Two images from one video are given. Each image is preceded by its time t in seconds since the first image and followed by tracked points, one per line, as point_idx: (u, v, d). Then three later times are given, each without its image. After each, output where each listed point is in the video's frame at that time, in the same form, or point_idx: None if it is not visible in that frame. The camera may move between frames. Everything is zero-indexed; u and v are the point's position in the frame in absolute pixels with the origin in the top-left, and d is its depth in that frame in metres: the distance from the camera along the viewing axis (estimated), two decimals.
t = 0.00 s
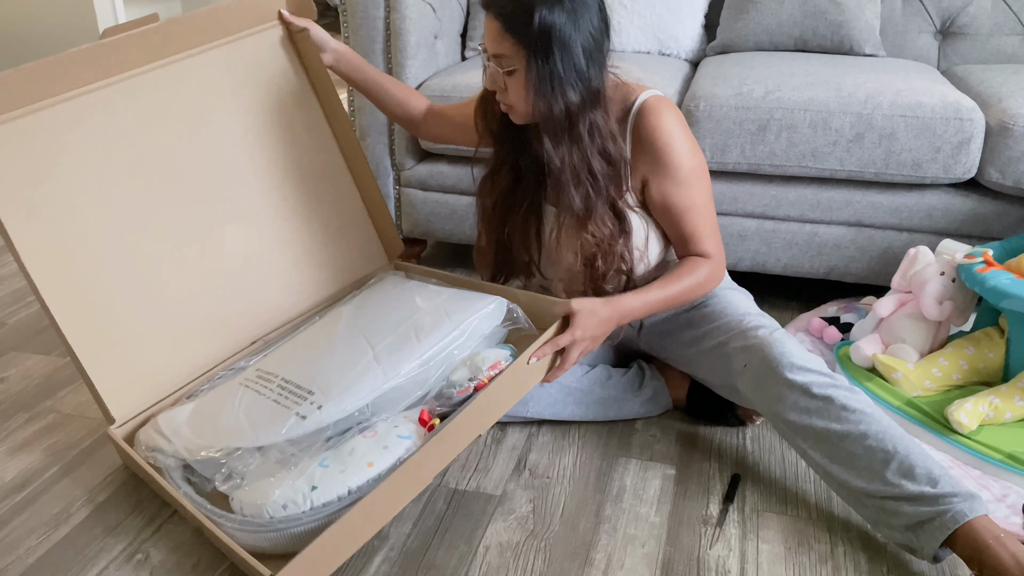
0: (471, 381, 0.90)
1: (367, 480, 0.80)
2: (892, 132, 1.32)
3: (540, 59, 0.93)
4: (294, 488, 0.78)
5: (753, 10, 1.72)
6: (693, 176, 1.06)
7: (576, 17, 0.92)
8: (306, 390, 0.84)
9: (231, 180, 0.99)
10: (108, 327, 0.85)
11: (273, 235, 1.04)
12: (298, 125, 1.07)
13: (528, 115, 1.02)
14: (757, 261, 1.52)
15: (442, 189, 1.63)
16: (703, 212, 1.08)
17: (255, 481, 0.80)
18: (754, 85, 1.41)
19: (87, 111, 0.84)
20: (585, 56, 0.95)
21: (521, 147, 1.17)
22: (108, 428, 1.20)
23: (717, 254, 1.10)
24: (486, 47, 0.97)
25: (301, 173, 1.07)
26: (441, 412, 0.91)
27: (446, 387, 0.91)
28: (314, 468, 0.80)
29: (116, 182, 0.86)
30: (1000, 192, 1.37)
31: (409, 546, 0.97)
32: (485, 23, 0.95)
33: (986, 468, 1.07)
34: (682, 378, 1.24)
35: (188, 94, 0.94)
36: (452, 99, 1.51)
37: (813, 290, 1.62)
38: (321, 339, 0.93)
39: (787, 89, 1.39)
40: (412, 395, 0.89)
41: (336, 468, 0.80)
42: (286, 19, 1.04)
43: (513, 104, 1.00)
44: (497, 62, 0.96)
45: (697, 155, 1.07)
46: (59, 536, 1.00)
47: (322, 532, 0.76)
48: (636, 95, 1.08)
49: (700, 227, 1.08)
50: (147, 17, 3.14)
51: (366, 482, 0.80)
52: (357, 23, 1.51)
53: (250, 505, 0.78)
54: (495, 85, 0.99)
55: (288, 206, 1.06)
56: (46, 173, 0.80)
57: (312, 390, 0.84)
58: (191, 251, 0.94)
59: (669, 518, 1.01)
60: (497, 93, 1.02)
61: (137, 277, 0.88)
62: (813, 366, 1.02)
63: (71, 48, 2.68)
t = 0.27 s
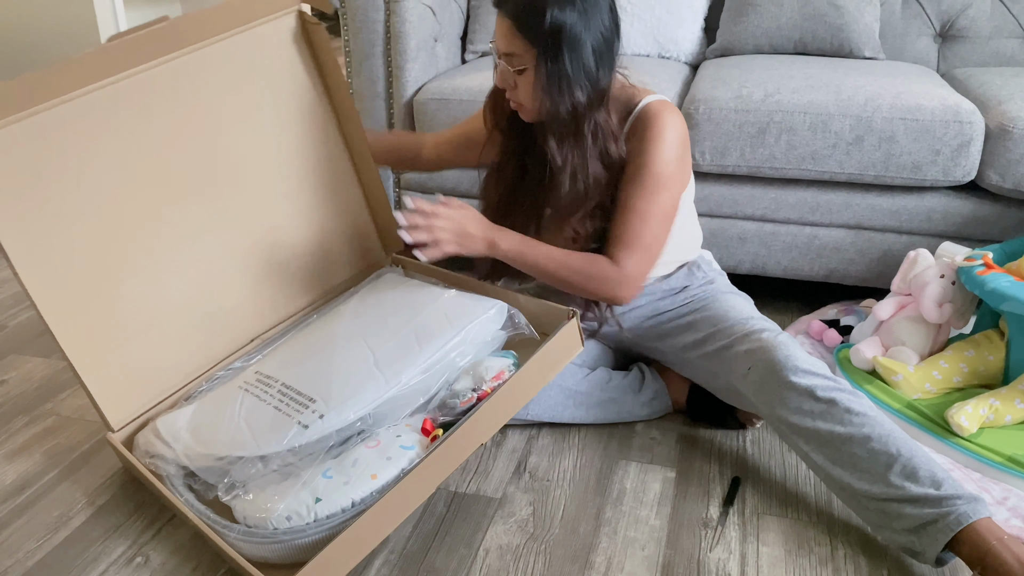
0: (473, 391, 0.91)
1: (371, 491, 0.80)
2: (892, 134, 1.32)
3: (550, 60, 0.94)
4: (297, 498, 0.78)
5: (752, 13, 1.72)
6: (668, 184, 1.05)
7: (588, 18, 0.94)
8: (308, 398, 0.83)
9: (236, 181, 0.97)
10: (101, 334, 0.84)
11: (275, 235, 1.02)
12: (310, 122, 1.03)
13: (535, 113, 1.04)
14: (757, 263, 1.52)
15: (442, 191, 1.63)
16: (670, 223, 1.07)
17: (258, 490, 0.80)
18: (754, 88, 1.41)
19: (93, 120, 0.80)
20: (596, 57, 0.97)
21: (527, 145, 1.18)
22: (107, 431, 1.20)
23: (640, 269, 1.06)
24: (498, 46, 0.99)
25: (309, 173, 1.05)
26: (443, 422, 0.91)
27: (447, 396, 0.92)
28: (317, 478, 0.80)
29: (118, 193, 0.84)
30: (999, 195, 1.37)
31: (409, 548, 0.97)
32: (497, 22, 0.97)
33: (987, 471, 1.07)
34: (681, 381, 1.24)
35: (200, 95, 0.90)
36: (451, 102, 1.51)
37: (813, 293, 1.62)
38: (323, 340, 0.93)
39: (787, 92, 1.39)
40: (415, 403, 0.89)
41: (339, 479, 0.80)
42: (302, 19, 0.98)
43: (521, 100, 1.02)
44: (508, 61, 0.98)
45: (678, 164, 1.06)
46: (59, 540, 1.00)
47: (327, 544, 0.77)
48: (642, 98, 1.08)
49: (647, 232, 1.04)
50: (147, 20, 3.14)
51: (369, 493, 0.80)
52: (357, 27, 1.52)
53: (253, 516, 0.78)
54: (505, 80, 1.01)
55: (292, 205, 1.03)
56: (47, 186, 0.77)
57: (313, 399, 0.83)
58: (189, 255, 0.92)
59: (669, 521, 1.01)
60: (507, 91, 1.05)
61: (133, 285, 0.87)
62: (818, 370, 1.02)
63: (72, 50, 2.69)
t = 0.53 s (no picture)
0: (477, 394, 0.91)
1: (375, 493, 0.80)
2: (894, 136, 1.32)
3: (552, 62, 0.98)
4: (300, 501, 0.77)
5: (754, 15, 1.72)
6: (616, 180, 1.05)
7: (595, 23, 0.97)
8: (310, 400, 0.84)
9: (253, 180, 0.96)
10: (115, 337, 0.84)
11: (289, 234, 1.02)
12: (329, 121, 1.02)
13: (531, 109, 1.07)
14: (759, 265, 1.52)
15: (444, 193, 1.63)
16: (617, 209, 1.09)
17: (260, 491, 0.80)
18: (756, 90, 1.41)
19: (115, 127, 0.79)
20: (599, 59, 1.00)
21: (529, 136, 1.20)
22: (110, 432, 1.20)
23: (540, 245, 1.11)
24: (501, 47, 1.02)
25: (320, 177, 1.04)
26: (447, 424, 0.91)
27: (450, 398, 0.92)
28: (320, 480, 0.80)
29: (141, 195, 0.83)
30: (1001, 197, 1.37)
31: (411, 550, 0.97)
32: (501, 24, 1.00)
33: (989, 472, 1.07)
34: (683, 382, 1.24)
35: (217, 98, 0.89)
36: (453, 104, 1.51)
37: (815, 294, 1.62)
38: (327, 341, 0.93)
39: (789, 94, 1.39)
40: (418, 405, 0.89)
41: (342, 481, 0.80)
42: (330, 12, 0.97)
43: (519, 97, 1.05)
44: (510, 60, 1.02)
45: (637, 163, 1.05)
46: (62, 541, 1.00)
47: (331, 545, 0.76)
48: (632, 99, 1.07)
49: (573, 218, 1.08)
50: (150, 22, 3.15)
51: (372, 495, 0.80)
52: (359, 29, 1.52)
53: (256, 516, 0.78)
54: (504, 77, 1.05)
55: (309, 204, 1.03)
56: (68, 196, 0.76)
57: (316, 401, 0.83)
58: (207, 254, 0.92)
59: (671, 522, 1.01)
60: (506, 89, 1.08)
61: (148, 287, 0.86)
62: (823, 370, 1.02)
63: (75, 52, 2.69)
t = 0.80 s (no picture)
0: (479, 401, 0.91)
1: (372, 500, 0.79)
2: (895, 137, 1.32)
3: (540, 65, 0.98)
4: (299, 505, 0.78)
5: (756, 16, 1.73)
6: (593, 184, 1.05)
7: (586, 27, 0.96)
8: (312, 404, 0.84)
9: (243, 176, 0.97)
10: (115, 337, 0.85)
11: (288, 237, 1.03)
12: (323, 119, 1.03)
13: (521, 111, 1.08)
14: (760, 266, 1.51)
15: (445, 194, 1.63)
16: (595, 213, 1.08)
17: (260, 496, 0.80)
18: (758, 91, 1.41)
19: (90, 119, 0.82)
20: (590, 62, 1.00)
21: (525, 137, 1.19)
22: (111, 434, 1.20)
23: (518, 244, 1.11)
24: (491, 49, 1.02)
25: (315, 178, 1.05)
26: (449, 430, 0.90)
27: (453, 404, 0.91)
28: (319, 485, 0.80)
29: (125, 186, 0.85)
30: (1003, 198, 1.37)
31: (412, 551, 0.97)
32: (491, 27, 1.00)
33: (991, 474, 1.07)
34: (685, 384, 1.24)
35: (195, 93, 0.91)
36: (454, 105, 1.51)
37: (816, 295, 1.62)
38: (329, 345, 0.93)
39: (790, 95, 1.39)
40: (419, 411, 0.89)
41: (342, 486, 0.80)
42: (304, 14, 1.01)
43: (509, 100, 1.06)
44: (500, 63, 1.02)
45: (614, 167, 1.05)
46: (63, 542, 1.00)
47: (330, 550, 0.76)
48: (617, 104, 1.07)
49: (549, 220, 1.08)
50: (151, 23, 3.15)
51: (370, 501, 0.79)
52: (361, 30, 1.52)
53: (255, 521, 0.78)
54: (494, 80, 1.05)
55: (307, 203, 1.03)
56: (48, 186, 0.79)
57: (317, 404, 0.83)
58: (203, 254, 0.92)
59: (673, 524, 1.01)
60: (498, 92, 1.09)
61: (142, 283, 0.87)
62: (819, 370, 1.02)
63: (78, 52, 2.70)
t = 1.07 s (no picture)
0: (482, 408, 0.91)
1: (371, 505, 0.79)
2: (896, 138, 1.32)
3: (532, 64, 0.98)
4: (298, 510, 0.78)
5: (756, 17, 1.73)
6: (578, 181, 1.04)
7: (578, 26, 0.97)
8: (312, 408, 0.84)
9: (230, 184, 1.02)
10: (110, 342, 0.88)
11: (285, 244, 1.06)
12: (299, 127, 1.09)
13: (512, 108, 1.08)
14: (761, 267, 1.51)
15: (445, 195, 1.63)
16: (579, 211, 1.07)
17: (259, 499, 0.80)
18: (758, 92, 1.41)
19: (71, 135, 0.88)
20: (583, 60, 1.00)
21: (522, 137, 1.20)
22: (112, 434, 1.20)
23: (505, 239, 1.12)
24: (484, 49, 1.02)
25: (301, 187, 1.09)
26: (450, 436, 0.91)
27: (454, 410, 0.91)
28: (318, 490, 0.80)
29: (110, 194, 0.90)
30: (1004, 199, 1.37)
31: (412, 552, 0.97)
32: (484, 26, 1.00)
33: (993, 476, 1.07)
34: (687, 386, 1.24)
35: (176, 111, 0.98)
36: (456, 106, 1.51)
37: (817, 297, 1.62)
38: (329, 349, 0.93)
39: (791, 96, 1.39)
40: (420, 416, 0.89)
41: (341, 492, 0.79)
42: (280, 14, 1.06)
43: (501, 97, 1.06)
44: (493, 62, 1.02)
45: (600, 165, 1.04)
46: (64, 542, 1.00)
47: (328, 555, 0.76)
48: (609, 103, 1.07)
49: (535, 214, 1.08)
50: (152, 23, 3.15)
51: (370, 507, 0.79)
52: (361, 31, 1.51)
53: (254, 525, 0.78)
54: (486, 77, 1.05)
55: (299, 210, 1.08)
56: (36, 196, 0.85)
57: (318, 409, 0.83)
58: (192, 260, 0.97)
59: (674, 525, 1.01)
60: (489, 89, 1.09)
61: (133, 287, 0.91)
62: (818, 370, 1.02)
63: (78, 51, 2.71)
